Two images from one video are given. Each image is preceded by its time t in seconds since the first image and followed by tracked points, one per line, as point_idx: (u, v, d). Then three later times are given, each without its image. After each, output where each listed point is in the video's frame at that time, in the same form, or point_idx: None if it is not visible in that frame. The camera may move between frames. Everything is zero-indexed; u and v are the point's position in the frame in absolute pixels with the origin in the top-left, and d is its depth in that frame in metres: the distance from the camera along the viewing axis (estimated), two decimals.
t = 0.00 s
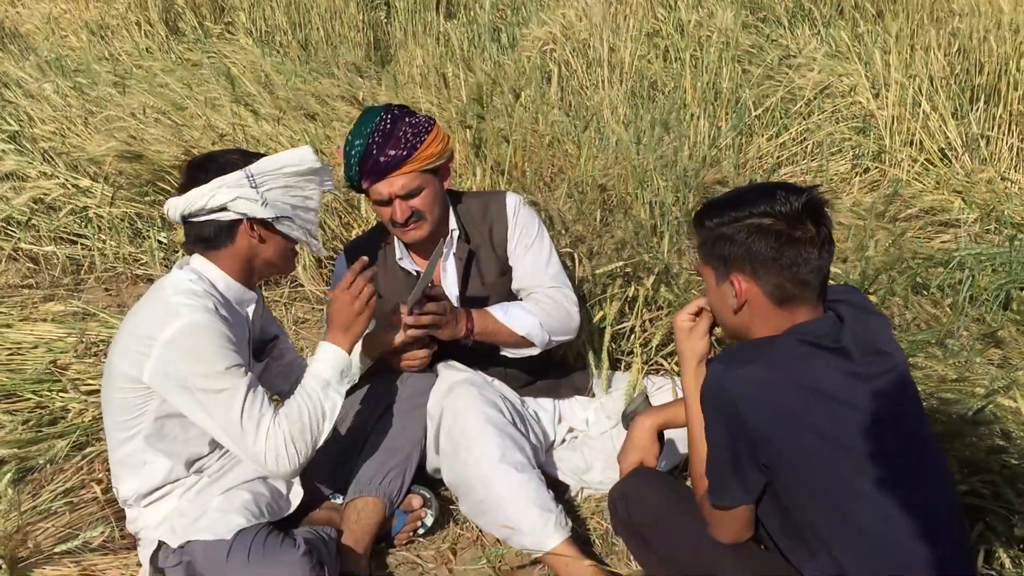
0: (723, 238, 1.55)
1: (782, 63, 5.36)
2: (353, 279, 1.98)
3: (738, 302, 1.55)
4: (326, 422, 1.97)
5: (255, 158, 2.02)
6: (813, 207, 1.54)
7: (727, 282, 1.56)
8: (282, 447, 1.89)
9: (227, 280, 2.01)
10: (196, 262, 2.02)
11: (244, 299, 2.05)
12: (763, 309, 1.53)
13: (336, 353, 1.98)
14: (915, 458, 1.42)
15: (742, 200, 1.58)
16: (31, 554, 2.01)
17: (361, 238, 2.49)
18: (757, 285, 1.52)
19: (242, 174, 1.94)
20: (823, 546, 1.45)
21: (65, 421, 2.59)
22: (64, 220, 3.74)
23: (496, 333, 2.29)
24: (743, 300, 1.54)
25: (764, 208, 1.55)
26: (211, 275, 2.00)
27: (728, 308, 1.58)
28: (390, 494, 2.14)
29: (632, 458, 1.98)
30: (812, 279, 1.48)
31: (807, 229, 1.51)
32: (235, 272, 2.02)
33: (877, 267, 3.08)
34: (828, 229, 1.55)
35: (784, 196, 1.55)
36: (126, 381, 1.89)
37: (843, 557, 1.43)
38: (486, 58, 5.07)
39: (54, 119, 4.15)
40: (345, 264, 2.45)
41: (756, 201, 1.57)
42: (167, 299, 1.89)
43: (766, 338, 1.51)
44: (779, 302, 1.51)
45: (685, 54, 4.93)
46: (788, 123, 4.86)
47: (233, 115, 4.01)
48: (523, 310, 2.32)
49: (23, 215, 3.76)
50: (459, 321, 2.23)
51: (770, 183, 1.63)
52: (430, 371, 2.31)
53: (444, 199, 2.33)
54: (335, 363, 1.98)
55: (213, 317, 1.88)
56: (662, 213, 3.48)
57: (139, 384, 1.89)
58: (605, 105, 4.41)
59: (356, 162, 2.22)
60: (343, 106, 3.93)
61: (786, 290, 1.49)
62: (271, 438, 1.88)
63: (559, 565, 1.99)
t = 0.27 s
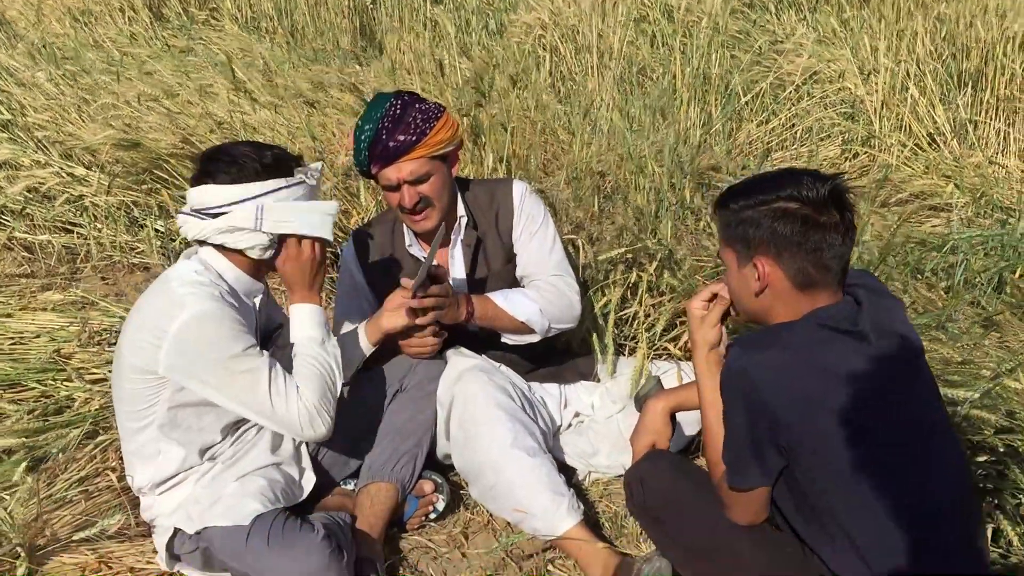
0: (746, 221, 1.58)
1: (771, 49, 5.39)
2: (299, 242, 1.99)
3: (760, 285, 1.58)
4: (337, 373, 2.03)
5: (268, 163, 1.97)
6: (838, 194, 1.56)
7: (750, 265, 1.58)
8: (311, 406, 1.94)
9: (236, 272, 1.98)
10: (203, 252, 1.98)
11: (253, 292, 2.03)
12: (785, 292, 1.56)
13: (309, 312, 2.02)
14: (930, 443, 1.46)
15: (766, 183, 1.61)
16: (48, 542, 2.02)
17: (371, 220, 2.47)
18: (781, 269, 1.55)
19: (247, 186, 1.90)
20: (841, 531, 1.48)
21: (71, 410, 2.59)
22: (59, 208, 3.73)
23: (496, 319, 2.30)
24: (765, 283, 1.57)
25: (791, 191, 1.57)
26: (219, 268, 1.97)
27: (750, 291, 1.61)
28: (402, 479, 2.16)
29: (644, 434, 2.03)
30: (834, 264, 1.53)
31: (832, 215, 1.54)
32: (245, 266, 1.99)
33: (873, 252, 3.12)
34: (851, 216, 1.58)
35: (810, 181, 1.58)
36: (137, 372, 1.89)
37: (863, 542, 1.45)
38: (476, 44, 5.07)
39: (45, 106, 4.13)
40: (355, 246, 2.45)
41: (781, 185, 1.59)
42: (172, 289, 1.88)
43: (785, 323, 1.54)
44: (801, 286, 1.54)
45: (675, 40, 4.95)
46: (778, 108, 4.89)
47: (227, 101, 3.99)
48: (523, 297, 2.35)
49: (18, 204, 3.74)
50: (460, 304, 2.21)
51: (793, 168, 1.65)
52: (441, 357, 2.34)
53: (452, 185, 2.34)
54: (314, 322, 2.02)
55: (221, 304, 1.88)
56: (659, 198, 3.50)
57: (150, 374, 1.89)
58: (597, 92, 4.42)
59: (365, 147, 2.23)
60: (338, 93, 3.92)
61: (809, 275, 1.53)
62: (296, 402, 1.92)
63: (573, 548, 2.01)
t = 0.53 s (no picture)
0: (780, 211, 1.65)
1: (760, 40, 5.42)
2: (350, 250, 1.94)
3: (790, 274, 1.66)
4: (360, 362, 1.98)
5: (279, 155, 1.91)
6: (868, 188, 1.65)
7: (782, 253, 1.66)
8: (331, 399, 1.93)
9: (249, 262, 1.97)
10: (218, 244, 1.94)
11: (264, 280, 2.03)
12: (816, 282, 1.64)
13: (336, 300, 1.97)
14: (954, 429, 1.53)
15: (799, 174, 1.68)
16: (71, 535, 2.04)
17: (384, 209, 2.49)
18: (814, 259, 1.62)
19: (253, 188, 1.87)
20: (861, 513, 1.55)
21: (81, 404, 2.59)
22: (56, 203, 3.71)
23: (496, 312, 2.29)
24: (796, 272, 1.65)
25: (826, 181, 1.64)
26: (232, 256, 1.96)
27: (780, 280, 1.68)
28: (419, 470, 2.19)
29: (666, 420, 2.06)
30: (865, 255, 1.61)
31: (863, 207, 1.62)
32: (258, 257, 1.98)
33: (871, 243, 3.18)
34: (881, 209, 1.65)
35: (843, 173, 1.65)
36: (159, 365, 1.90)
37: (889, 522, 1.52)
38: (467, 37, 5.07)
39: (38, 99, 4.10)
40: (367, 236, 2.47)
41: (815, 175, 1.66)
42: (190, 282, 1.89)
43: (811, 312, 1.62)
44: (830, 278, 1.63)
45: (666, 32, 4.97)
46: (769, 100, 4.92)
47: (224, 93, 3.98)
48: (521, 289, 2.31)
49: (14, 199, 3.72)
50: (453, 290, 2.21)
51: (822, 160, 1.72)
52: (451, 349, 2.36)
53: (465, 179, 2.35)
54: (345, 310, 1.97)
55: (240, 295, 1.90)
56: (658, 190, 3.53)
57: (173, 367, 1.90)
58: (591, 84, 4.44)
59: (381, 138, 2.25)
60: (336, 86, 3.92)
61: (840, 266, 1.61)
62: (317, 393, 1.92)
63: (590, 535, 2.04)
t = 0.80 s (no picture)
0: (814, 210, 1.70)
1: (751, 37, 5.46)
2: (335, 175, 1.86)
3: (823, 272, 1.70)
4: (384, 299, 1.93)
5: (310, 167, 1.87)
6: (897, 189, 1.70)
7: (813, 251, 1.70)
8: (363, 343, 1.90)
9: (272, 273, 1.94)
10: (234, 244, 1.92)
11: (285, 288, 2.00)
12: (845, 281, 1.69)
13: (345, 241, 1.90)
14: (968, 431, 1.57)
15: (830, 175, 1.73)
16: (98, 535, 2.07)
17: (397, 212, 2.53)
18: (846, 257, 1.67)
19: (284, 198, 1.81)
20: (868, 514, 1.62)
21: (95, 405, 2.61)
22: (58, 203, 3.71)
23: (505, 317, 2.32)
24: (828, 270, 1.69)
25: (859, 181, 1.70)
26: (251, 263, 1.92)
27: (811, 279, 1.72)
28: (438, 467, 2.22)
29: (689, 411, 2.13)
30: (894, 252, 1.66)
31: (893, 207, 1.67)
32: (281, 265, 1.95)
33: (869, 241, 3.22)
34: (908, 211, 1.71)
35: (873, 174, 1.70)
36: (181, 363, 1.92)
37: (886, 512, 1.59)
38: (460, 34, 5.08)
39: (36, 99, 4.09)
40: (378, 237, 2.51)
41: (847, 176, 1.72)
42: (206, 277, 1.90)
43: (843, 311, 1.65)
44: (861, 275, 1.68)
45: (659, 30, 5.00)
46: (761, 97, 4.97)
47: (224, 93, 3.99)
48: (534, 297, 2.35)
49: (15, 200, 3.72)
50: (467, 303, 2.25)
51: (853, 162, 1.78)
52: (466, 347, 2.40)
53: (476, 191, 2.36)
54: (354, 250, 1.90)
55: (257, 284, 1.91)
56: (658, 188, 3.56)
57: (194, 364, 1.91)
58: (588, 82, 4.47)
59: (396, 144, 2.28)
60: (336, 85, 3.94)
61: (871, 263, 1.67)
62: (347, 341, 1.89)
63: (609, 532, 2.06)
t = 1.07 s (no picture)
0: (856, 210, 1.72)
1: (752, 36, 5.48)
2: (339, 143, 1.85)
3: (866, 270, 1.72)
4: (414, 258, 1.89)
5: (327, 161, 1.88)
6: (937, 186, 1.71)
7: (856, 250, 1.73)
8: (396, 308, 1.87)
9: (294, 271, 1.94)
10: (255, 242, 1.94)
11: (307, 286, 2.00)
12: (888, 277, 1.71)
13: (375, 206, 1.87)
14: (995, 429, 1.58)
15: (871, 173, 1.75)
16: (133, 535, 2.10)
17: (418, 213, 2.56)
18: (888, 254, 1.70)
19: (300, 200, 1.82)
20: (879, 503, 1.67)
21: (119, 407, 2.63)
22: (72, 206, 3.73)
23: (538, 312, 2.35)
24: (871, 268, 1.72)
25: (899, 178, 1.72)
26: (269, 261, 1.92)
27: (853, 276, 1.75)
28: (464, 465, 2.24)
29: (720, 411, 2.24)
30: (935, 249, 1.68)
31: (934, 204, 1.69)
32: (301, 263, 1.95)
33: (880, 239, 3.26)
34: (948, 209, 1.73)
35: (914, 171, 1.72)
36: (210, 364, 1.94)
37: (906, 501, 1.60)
38: (465, 34, 5.09)
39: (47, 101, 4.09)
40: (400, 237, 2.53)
41: (887, 173, 1.74)
42: (232, 276, 1.91)
43: (882, 307, 1.64)
44: (903, 271, 1.70)
45: (662, 29, 5.02)
46: (764, 96, 5.00)
47: (235, 94, 4.00)
48: (565, 294, 2.37)
49: (28, 203, 3.73)
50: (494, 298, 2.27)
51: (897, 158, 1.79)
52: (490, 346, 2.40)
53: (497, 195, 2.39)
54: (382, 214, 1.87)
55: (283, 279, 1.91)
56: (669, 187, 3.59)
57: (224, 364, 1.93)
58: (592, 83, 4.50)
59: (419, 148, 2.30)
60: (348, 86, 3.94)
61: (913, 260, 1.69)
62: (379, 308, 1.87)
63: (636, 527, 2.09)
